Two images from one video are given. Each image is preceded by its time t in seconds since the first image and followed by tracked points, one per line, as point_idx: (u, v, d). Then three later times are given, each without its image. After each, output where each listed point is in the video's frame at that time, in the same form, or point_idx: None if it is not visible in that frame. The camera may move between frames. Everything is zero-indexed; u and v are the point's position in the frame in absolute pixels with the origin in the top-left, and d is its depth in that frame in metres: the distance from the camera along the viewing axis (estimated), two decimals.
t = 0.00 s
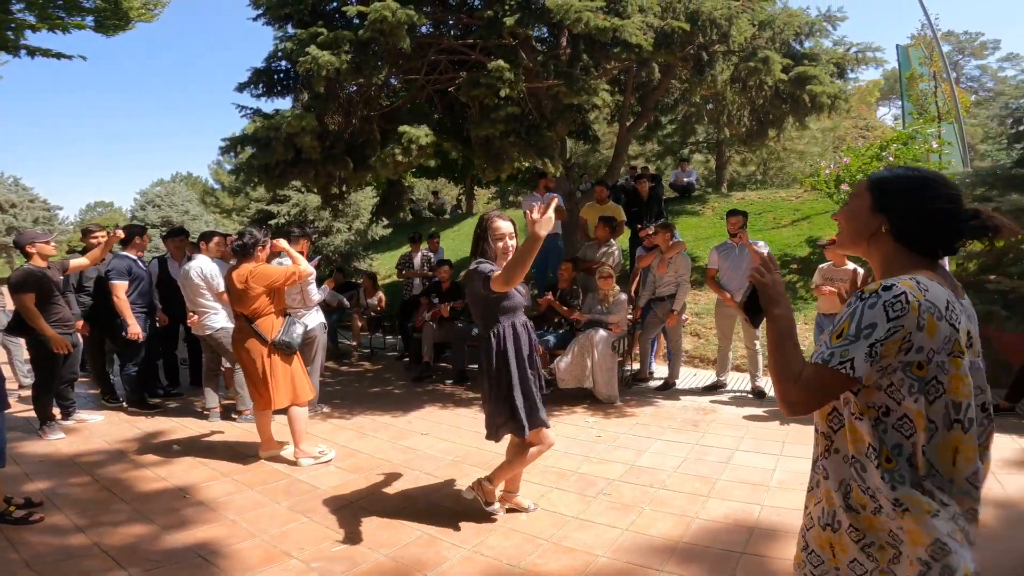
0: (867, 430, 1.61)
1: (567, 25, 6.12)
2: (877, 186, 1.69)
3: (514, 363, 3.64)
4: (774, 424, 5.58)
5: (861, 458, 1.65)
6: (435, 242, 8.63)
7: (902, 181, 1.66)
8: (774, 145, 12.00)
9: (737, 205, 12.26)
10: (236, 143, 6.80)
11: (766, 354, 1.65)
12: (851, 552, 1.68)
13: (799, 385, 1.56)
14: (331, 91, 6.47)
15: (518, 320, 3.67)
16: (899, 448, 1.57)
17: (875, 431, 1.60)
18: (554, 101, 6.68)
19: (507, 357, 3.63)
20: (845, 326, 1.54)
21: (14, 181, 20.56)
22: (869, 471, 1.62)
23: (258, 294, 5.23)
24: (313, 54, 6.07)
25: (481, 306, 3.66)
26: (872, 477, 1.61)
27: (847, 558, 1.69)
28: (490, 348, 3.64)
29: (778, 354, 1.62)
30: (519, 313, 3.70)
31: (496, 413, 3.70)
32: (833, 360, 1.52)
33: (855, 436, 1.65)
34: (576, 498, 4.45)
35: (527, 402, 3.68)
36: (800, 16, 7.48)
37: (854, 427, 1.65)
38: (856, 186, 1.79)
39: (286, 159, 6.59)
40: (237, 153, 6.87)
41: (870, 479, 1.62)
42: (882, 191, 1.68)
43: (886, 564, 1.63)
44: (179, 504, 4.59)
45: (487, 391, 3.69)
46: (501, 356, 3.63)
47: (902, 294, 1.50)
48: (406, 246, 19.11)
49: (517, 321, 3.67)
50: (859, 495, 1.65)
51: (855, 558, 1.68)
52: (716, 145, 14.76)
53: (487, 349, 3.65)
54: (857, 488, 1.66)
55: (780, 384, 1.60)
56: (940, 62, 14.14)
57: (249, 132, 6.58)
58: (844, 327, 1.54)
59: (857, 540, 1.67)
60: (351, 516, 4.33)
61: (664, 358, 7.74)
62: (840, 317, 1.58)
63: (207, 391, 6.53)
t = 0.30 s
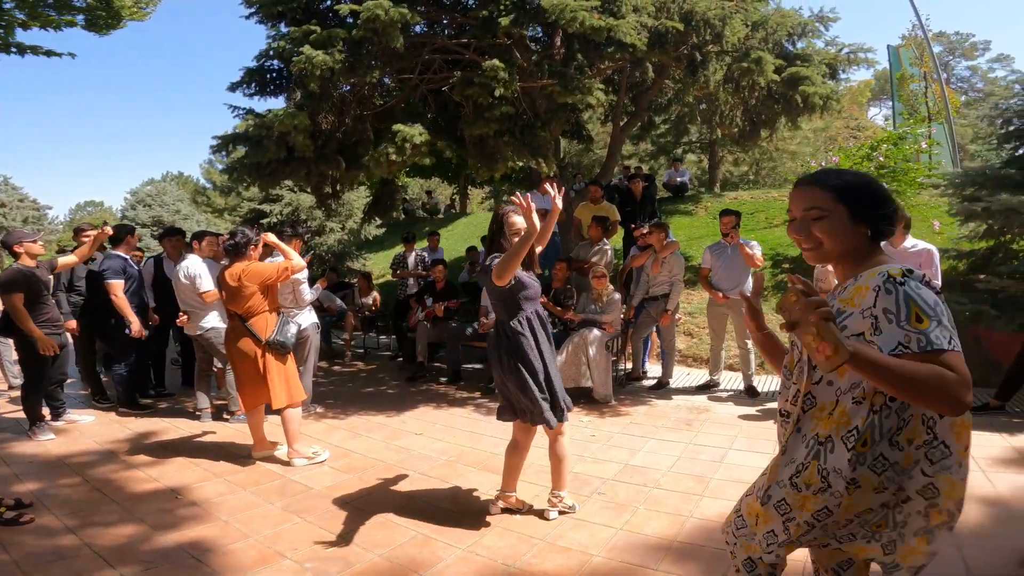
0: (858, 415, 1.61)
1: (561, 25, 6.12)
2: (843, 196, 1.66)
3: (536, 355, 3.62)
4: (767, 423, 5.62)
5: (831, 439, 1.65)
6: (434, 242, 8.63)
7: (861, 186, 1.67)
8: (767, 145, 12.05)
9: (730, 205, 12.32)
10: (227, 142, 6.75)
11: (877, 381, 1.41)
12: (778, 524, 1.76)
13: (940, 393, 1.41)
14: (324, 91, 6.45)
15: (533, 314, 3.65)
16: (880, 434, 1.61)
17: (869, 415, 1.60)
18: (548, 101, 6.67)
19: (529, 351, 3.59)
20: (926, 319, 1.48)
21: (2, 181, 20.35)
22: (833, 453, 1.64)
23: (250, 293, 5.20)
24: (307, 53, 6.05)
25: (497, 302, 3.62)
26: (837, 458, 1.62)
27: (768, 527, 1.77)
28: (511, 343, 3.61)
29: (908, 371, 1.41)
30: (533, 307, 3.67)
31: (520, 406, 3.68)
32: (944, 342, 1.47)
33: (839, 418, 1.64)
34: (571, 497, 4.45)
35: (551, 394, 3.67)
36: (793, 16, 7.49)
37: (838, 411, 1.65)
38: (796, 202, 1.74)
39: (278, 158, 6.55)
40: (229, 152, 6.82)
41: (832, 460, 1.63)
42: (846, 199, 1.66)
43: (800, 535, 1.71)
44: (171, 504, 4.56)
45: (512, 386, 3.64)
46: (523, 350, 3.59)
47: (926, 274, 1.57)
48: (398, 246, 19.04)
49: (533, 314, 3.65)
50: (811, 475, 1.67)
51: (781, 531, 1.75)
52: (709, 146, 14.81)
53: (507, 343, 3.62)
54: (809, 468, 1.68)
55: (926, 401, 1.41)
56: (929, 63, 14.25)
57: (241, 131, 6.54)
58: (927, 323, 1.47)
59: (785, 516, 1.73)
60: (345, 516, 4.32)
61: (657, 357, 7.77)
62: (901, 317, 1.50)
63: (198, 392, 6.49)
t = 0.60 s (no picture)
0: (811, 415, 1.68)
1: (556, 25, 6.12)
2: (777, 215, 1.67)
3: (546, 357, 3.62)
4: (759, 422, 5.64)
5: (789, 441, 1.70)
6: (433, 243, 8.61)
7: (792, 203, 1.67)
8: (759, 145, 12.10)
9: (722, 205, 12.36)
10: (219, 142, 6.71)
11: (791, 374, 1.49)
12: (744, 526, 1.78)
13: (834, 397, 1.49)
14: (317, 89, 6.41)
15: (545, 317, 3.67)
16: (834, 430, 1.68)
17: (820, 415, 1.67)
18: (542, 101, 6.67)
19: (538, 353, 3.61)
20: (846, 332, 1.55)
21: None
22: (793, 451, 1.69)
23: (242, 293, 5.17)
24: (300, 50, 6.02)
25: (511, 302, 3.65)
26: (797, 459, 1.68)
27: (740, 532, 1.79)
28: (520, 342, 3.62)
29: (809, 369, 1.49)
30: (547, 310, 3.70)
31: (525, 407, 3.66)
32: (844, 359, 1.54)
33: (791, 419, 1.69)
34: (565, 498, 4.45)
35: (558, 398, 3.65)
36: (785, 17, 7.51)
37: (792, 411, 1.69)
38: (741, 217, 1.74)
39: (270, 156, 6.51)
40: (221, 152, 6.77)
41: (793, 462, 1.69)
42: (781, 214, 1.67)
43: (769, 536, 1.75)
44: (162, 506, 4.52)
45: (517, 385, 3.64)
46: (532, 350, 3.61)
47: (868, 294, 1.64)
48: (391, 246, 18.97)
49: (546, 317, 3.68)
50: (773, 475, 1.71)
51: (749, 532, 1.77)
52: (702, 146, 14.85)
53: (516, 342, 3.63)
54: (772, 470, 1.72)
55: (815, 400, 1.49)
56: (918, 64, 14.37)
57: (233, 130, 6.49)
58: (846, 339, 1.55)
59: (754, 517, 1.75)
60: (339, 517, 4.30)
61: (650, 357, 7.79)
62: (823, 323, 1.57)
63: (189, 393, 6.43)
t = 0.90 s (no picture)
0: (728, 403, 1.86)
1: (548, 25, 6.11)
2: (679, 227, 1.96)
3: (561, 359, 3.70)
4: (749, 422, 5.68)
5: (718, 429, 1.86)
6: (427, 243, 8.59)
7: (690, 213, 1.93)
8: (749, 146, 12.16)
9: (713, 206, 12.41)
10: (209, 142, 6.66)
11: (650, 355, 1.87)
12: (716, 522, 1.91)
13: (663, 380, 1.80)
14: (307, 88, 6.38)
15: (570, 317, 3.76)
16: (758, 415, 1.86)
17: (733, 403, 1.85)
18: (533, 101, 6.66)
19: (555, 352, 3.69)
20: (694, 329, 1.79)
21: None
22: (729, 440, 1.86)
23: (229, 293, 5.11)
24: (291, 48, 5.99)
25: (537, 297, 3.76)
26: (729, 446, 1.86)
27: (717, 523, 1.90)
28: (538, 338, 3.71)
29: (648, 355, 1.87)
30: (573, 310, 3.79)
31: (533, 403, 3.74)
32: (691, 350, 1.77)
33: (716, 409, 1.87)
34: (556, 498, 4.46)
35: (567, 402, 3.75)
36: (776, 18, 7.55)
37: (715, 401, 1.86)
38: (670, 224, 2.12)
39: (260, 156, 6.46)
40: (210, 152, 6.72)
41: (726, 449, 1.86)
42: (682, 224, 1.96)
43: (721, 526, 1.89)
44: (149, 508, 4.47)
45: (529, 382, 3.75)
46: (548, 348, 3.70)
47: (742, 293, 1.77)
48: (382, 246, 18.90)
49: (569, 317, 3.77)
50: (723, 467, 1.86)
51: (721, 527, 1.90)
52: (693, 147, 14.90)
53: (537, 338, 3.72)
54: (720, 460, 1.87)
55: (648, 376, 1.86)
56: (905, 65, 14.51)
57: (223, 130, 6.44)
58: (692, 333, 1.79)
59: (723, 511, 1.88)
60: (329, 518, 4.28)
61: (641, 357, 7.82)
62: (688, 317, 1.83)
63: (176, 394, 6.36)
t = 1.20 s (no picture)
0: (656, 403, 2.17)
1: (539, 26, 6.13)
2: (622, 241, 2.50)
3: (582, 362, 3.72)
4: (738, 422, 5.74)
5: (648, 428, 2.19)
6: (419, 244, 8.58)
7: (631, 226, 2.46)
8: (738, 147, 12.22)
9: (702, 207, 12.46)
10: (198, 143, 6.63)
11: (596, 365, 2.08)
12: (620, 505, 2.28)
13: (615, 375, 2.04)
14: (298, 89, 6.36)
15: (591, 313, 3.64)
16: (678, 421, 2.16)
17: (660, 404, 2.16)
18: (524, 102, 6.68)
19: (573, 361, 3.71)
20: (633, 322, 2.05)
21: None
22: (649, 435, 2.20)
23: (216, 295, 5.09)
24: (282, 50, 5.96)
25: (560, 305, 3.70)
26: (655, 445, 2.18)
27: (618, 509, 2.28)
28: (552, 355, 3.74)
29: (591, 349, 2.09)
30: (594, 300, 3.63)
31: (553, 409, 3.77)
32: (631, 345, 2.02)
33: (648, 409, 2.17)
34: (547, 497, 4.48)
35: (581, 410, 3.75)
36: (764, 20, 7.61)
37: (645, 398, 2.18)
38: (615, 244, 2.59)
39: (252, 158, 6.44)
40: (200, 152, 6.69)
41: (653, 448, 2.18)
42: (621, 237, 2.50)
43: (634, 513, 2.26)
44: (138, 509, 4.45)
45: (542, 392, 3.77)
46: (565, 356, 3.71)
47: (671, 288, 2.06)
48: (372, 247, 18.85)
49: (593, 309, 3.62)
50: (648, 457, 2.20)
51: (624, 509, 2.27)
52: (683, 148, 14.96)
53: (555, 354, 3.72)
54: (647, 457, 2.20)
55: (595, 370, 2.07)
56: (892, 67, 14.66)
57: (212, 131, 6.41)
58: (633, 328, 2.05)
59: (633, 497, 2.25)
60: (320, 518, 4.29)
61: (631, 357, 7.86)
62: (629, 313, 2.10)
63: (164, 395, 6.32)
